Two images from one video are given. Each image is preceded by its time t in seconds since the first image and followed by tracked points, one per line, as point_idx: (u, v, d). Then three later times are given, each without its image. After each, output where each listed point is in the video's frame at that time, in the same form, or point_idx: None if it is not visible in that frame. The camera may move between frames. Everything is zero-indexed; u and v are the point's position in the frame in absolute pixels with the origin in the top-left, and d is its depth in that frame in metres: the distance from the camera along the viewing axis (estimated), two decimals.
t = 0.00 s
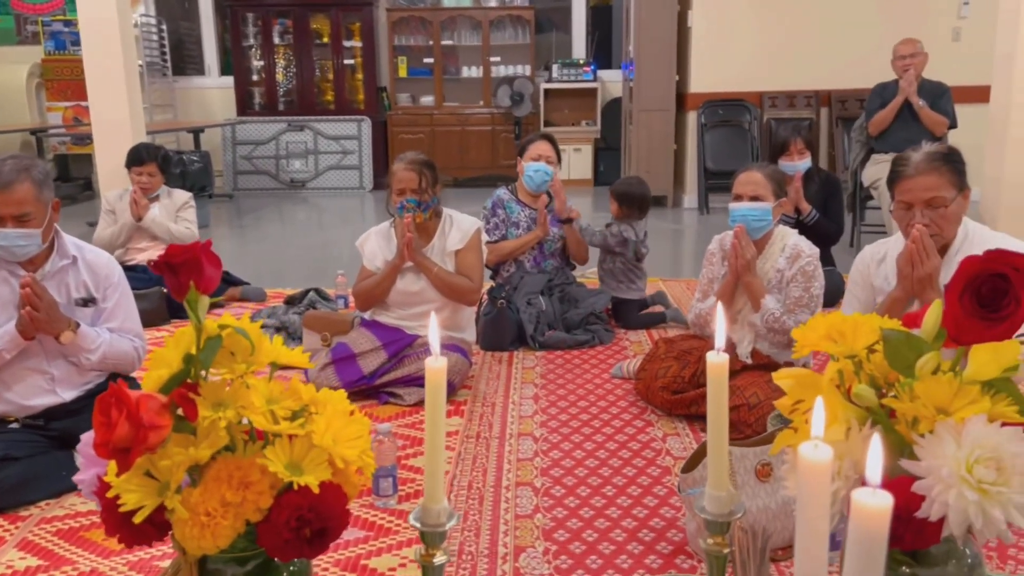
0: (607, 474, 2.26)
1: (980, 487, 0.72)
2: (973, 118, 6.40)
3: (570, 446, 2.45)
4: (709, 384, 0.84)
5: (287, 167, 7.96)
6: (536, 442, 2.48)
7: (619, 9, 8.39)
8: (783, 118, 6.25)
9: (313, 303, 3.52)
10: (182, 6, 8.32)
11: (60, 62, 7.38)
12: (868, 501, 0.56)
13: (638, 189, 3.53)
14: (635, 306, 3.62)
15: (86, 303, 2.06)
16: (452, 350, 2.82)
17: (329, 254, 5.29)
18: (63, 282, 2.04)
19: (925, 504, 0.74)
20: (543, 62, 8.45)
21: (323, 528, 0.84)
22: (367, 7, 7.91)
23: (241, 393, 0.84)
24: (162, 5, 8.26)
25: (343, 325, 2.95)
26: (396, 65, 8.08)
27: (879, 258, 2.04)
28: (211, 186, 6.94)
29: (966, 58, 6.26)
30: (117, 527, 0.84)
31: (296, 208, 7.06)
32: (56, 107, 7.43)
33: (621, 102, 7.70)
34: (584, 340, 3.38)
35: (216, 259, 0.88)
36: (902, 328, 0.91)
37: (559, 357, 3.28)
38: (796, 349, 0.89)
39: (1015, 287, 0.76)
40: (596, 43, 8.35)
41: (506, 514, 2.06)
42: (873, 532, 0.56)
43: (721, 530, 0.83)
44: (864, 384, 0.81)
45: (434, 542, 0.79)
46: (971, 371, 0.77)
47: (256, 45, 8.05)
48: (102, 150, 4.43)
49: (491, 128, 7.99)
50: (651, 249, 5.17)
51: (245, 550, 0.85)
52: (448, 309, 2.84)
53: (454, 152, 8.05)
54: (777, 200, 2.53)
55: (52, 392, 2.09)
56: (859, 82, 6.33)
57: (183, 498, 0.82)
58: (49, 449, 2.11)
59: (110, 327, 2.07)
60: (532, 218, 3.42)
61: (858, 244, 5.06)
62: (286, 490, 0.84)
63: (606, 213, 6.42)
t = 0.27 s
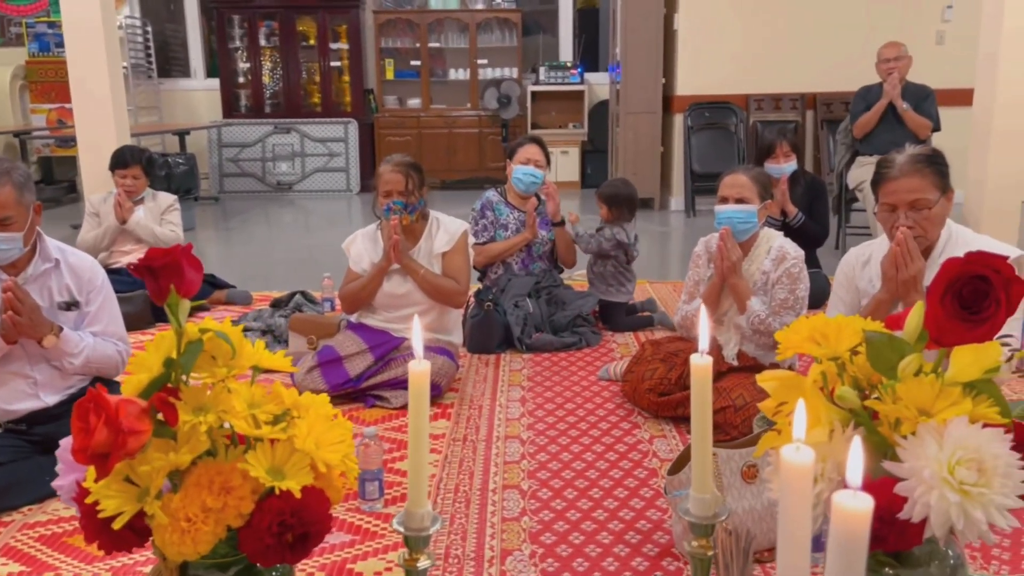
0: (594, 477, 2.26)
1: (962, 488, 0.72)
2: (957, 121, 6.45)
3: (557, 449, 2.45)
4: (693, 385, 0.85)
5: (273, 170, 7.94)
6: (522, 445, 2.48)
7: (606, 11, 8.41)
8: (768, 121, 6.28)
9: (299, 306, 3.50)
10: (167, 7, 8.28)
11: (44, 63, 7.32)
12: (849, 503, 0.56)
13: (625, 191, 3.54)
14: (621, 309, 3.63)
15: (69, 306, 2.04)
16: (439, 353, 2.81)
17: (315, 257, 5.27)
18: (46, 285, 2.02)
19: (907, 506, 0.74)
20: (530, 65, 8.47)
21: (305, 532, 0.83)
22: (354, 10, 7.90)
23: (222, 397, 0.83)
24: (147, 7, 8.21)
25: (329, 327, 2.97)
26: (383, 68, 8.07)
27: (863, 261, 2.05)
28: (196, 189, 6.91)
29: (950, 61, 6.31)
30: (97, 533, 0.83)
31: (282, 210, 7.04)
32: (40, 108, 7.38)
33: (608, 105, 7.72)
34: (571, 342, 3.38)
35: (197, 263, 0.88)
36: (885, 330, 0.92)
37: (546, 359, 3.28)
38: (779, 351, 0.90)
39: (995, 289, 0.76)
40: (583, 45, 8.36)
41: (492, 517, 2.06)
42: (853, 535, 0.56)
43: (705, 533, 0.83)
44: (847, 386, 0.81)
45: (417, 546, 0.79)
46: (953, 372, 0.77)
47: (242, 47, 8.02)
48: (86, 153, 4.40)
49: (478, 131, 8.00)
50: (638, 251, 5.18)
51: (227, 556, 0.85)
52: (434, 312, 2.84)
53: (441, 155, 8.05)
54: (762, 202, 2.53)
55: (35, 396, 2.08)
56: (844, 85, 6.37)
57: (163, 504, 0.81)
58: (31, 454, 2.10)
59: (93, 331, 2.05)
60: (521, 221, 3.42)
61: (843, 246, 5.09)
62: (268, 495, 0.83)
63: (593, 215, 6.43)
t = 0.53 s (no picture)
0: (583, 478, 2.26)
1: (949, 487, 0.73)
2: (943, 123, 6.49)
3: (547, 451, 2.45)
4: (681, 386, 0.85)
5: (262, 172, 7.91)
6: (512, 447, 2.48)
7: (595, 14, 8.42)
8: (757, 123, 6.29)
9: (288, 308, 3.49)
10: (155, 9, 8.24)
11: (30, 65, 7.28)
12: (835, 503, 0.56)
13: (614, 193, 3.55)
14: (611, 311, 3.63)
15: (55, 309, 2.02)
16: (428, 355, 2.81)
17: (304, 259, 5.25)
18: (31, 289, 2.00)
19: (894, 506, 0.75)
20: (519, 67, 8.47)
21: (292, 535, 0.82)
22: (343, 12, 7.88)
23: (208, 399, 0.83)
24: (135, 9, 8.18)
25: (319, 329, 2.98)
26: (372, 70, 8.06)
27: (851, 262, 2.06)
28: (184, 191, 6.88)
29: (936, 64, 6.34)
30: (81, 537, 0.82)
31: (271, 213, 7.01)
32: (27, 111, 7.34)
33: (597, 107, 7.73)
34: (560, 344, 3.38)
35: (183, 264, 0.88)
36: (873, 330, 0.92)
37: (535, 361, 3.27)
38: (767, 352, 0.90)
39: (981, 289, 0.77)
40: (573, 47, 8.37)
41: (482, 519, 2.05)
42: (839, 535, 0.56)
43: (694, 533, 0.83)
44: (834, 386, 0.82)
45: (405, 548, 0.78)
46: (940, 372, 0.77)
47: (231, 49, 7.99)
48: (72, 155, 4.37)
49: (467, 133, 7.99)
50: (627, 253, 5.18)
51: (213, 559, 0.84)
52: (424, 313, 2.83)
53: (431, 157, 8.04)
54: (750, 204, 2.54)
55: (20, 400, 2.06)
56: (831, 87, 6.40)
57: (148, 507, 0.80)
58: (16, 459, 2.08)
59: (79, 334, 2.03)
60: (511, 223, 3.42)
61: (832, 248, 5.11)
62: (254, 498, 0.82)
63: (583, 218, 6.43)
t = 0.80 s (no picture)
0: (572, 481, 2.26)
1: (933, 491, 0.73)
2: (930, 126, 6.53)
3: (536, 454, 2.45)
4: (668, 390, 0.85)
5: (251, 175, 7.88)
6: (501, 450, 2.48)
7: (584, 17, 8.44)
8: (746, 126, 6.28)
9: (276, 312, 3.48)
10: (143, 11, 8.22)
11: (16, 68, 7.24)
12: (819, 508, 0.56)
13: (604, 196, 3.55)
14: (601, 313, 3.63)
15: (40, 314, 2.01)
16: (417, 358, 2.80)
17: (292, 262, 5.24)
18: (16, 293, 1.99)
19: (879, 509, 0.75)
20: (508, 70, 8.48)
21: (277, 542, 0.82)
22: (332, 14, 7.87)
23: (191, 405, 0.82)
24: (123, 11, 8.14)
25: (307, 333, 2.98)
26: (362, 72, 8.04)
27: (838, 265, 2.07)
28: (173, 194, 6.84)
29: (923, 67, 6.38)
30: (63, 545, 0.82)
31: (260, 216, 6.99)
32: (14, 113, 7.30)
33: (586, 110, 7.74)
34: (550, 347, 3.37)
35: (166, 269, 0.88)
36: (858, 334, 0.92)
37: (525, 364, 3.27)
38: (753, 355, 0.90)
39: (964, 292, 0.77)
40: (562, 50, 8.38)
41: (471, 523, 2.05)
42: (823, 539, 0.56)
43: (681, 538, 0.83)
44: (819, 389, 0.82)
45: (391, 554, 0.78)
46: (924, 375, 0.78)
47: (219, 51, 7.97)
48: (59, 158, 4.35)
49: (457, 136, 7.99)
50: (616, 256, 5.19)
51: (197, 566, 0.83)
52: (413, 316, 2.83)
53: (421, 160, 8.03)
54: (739, 207, 2.55)
55: (5, 405, 2.05)
56: (819, 90, 6.43)
57: (131, 515, 0.80)
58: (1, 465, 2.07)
59: (65, 338, 2.02)
60: (501, 226, 3.42)
61: (820, 250, 5.13)
62: (238, 504, 0.82)
63: (573, 220, 6.44)
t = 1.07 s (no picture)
0: (563, 484, 2.26)
1: (920, 492, 0.73)
2: (919, 128, 6.57)
3: (527, 457, 2.45)
4: (657, 392, 0.85)
5: (242, 178, 7.86)
6: (492, 453, 2.47)
7: (575, 20, 8.45)
8: (736, 128, 6.34)
9: (267, 315, 3.47)
10: (132, 14, 8.19)
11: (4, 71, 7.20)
12: (806, 510, 0.57)
13: (595, 198, 3.56)
14: (592, 316, 3.64)
15: (28, 318, 1.99)
16: (408, 361, 2.80)
17: (282, 265, 5.23)
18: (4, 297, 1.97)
19: (867, 511, 0.75)
20: (499, 73, 8.49)
21: (265, 547, 0.82)
22: (323, 17, 7.86)
23: (179, 409, 0.82)
24: (112, 14, 8.11)
25: (297, 336, 2.97)
26: (352, 75, 8.03)
27: (827, 267, 2.08)
28: (163, 197, 6.82)
29: (911, 70, 6.42)
30: (49, 550, 0.81)
31: (250, 219, 6.98)
32: (2, 117, 7.26)
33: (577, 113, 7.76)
34: (541, 349, 3.38)
35: (154, 273, 0.87)
36: (846, 336, 0.93)
37: (516, 367, 3.27)
38: (741, 358, 0.90)
39: (951, 294, 0.77)
40: (553, 53, 8.40)
41: (462, 526, 2.04)
42: (809, 542, 0.57)
43: (670, 540, 0.83)
44: (807, 392, 0.82)
45: (381, 558, 0.78)
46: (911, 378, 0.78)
47: (209, 54, 7.95)
48: (47, 161, 4.32)
49: (448, 139, 7.99)
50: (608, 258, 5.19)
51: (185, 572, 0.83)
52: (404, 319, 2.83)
53: (412, 163, 8.03)
54: (728, 209, 2.55)
55: None
56: (808, 93, 6.45)
57: (118, 520, 0.79)
58: None
59: (53, 342, 2.01)
60: (494, 230, 3.44)
61: (810, 252, 5.15)
62: (226, 510, 0.82)
63: (564, 223, 6.44)
